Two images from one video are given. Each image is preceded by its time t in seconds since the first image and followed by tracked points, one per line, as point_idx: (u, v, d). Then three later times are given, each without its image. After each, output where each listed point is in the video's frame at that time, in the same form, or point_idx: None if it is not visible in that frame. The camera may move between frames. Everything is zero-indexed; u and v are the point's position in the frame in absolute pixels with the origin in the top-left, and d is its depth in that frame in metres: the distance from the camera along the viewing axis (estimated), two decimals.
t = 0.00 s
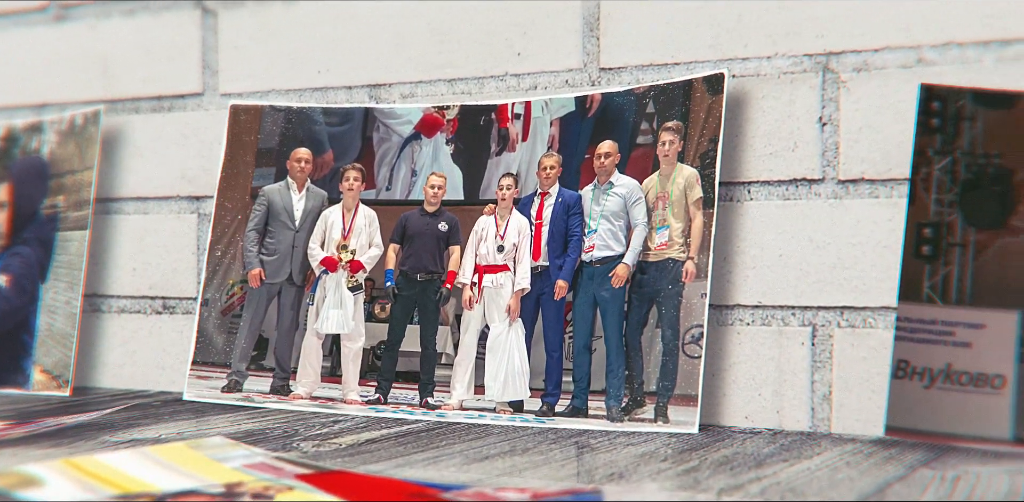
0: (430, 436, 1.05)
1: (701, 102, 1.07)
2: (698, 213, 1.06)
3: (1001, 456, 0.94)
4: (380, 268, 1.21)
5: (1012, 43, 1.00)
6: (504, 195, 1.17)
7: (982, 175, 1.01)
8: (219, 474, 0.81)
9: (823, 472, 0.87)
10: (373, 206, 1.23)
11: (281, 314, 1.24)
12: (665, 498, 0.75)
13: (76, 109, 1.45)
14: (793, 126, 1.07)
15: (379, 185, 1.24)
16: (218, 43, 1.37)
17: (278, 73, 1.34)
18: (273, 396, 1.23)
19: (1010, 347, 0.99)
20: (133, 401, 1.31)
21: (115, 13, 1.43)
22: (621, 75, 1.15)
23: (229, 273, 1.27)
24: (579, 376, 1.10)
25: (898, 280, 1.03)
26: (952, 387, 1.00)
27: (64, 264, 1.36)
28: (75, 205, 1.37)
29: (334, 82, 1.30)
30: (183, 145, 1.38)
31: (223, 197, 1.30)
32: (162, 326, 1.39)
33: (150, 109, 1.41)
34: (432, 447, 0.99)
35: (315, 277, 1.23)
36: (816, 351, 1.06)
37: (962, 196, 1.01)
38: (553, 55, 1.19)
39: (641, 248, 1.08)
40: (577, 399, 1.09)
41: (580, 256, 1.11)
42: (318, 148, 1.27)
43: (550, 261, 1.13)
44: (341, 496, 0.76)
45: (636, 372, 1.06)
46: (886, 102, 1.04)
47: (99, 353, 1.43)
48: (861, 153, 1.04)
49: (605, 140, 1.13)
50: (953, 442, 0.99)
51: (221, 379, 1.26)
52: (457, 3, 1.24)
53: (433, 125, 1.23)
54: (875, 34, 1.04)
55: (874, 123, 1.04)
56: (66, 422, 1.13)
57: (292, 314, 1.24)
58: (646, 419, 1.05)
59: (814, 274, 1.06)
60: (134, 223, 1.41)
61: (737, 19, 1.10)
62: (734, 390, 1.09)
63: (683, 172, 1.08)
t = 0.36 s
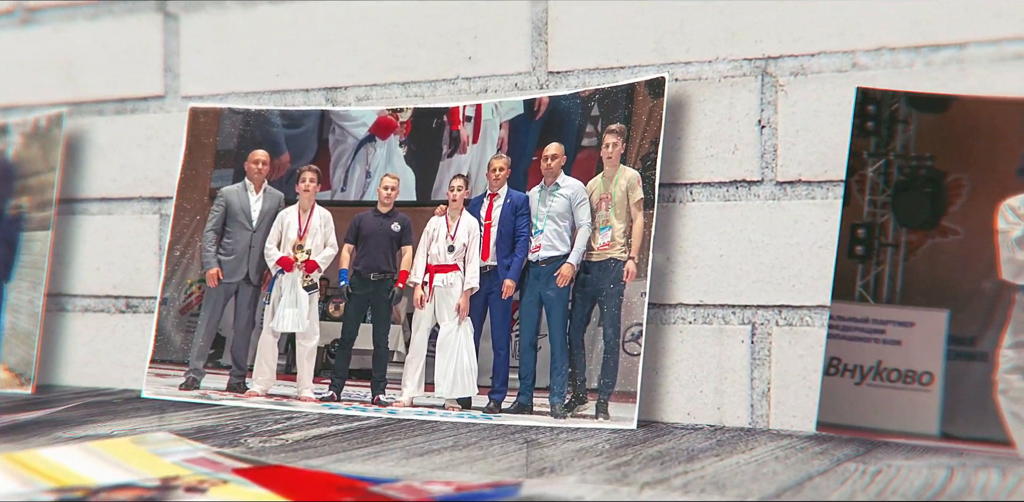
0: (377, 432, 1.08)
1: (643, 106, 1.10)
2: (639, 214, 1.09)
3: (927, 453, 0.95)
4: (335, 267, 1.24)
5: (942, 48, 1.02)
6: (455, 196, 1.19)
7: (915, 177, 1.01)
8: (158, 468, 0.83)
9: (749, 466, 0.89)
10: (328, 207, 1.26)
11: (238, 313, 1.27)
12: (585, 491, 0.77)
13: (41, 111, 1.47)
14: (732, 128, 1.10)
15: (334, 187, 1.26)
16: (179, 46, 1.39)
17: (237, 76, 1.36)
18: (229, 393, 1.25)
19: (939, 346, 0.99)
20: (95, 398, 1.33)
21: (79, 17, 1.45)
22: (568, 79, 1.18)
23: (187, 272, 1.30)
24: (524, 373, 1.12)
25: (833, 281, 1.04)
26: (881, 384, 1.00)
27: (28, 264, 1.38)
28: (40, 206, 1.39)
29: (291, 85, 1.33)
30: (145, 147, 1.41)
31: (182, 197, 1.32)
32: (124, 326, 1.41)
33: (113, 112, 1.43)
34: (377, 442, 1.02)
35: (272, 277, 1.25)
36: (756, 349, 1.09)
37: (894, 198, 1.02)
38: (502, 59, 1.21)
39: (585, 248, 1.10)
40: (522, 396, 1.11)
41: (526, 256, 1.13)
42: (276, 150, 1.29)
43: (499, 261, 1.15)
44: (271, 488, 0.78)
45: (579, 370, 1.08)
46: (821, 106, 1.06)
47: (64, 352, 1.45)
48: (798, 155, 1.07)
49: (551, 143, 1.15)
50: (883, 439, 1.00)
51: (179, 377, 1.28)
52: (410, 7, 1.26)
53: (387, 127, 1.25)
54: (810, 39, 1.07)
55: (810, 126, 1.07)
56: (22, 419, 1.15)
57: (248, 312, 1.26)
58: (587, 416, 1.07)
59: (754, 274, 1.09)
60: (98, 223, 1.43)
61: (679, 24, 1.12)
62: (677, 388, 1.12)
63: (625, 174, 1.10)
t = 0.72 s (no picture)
0: (326, 429, 1.10)
1: (587, 109, 1.13)
2: (583, 214, 1.11)
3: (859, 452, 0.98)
4: (291, 267, 1.26)
5: (875, 53, 1.05)
6: (408, 197, 1.22)
7: (850, 178, 1.03)
8: (100, 462, 0.86)
9: (679, 460, 0.92)
10: (285, 208, 1.28)
11: (196, 312, 1.29)
12: (510, 484, 0.80)
13: (8, 113, 1.50)
14: (675, 131, 1.12)
15: (291, 188, 1.29)
16: (141, 49, 1.42)
17: (198, 79, 1.38)
18: (187, 390, 1.28)
19: (872, 345, 1.01)
20: (56, 396, 1.35)
21: (43, 20, 1.47)
22: (517, 83, 1.20)
23: (147, 272, 1.32)
24: (472, 370, 1.14)
25: (769, 280, 1.07)
26: (814, 381, 1.02)
27: None
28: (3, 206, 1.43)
29: (250, 88, 1.35)
30: (109, 149, 1.43)
31: (143, 199, 1.35)
32: (88, 324, 1.43)
33: (77, 114, 1.46)
34: (323, 438, 1.04)
35: (230, 277, 1.28)
36: (697, 346, 1.11)
37: (830, 199, 1.04)
38: (454, 63, 1.24)
39: (530, 248, 1.12)
40: (470, 393, 1.14)
41: (475, 256, 1.15)
42: (234, 151, 1.32)
43: (448, 261, 1.17)
44: (205, 480, 0.81)
45: (524, 367, 1.11)
46: (760, 109, 1.09)
47: (29, 350, 1.47)
48: (738, 157, 1.09)
49: (500, 145, 1.17)
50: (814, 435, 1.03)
51: (138, 374, 1.31)
52: (365, 12, 1.29)
53: (342, 129, 1.28)
54: (749, 44, 1.09)
55: (749, 129, 1.09)
56: None
57: (206, 311, 1.28)
58: (532, 413, 1.10)
59: (695, 273, 1.11)
60: (62, 224, 1.46)
61: (624, 29, 1.15)
62: (622, 385, 1.14)
63: (569, 176, 1.13)
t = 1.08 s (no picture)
0: (277, 425, 1.13)
1: (534, 111, 1.16)
2: (529, 216, 1.14)
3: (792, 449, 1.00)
4: (248, 267, 1.28)
5: (812, 57, 1.07)
6: (362, 198, 1.23)
7: (789, 180, 1.05)
8: (45, 457, 0.89)
9: (613, 455, 0.94)
10: (243, 209, 1.30)
11: (156, 311, 1.31)
12: (440, 478, 0.82)
13: None
14: (621, 134, 1.15)
15: (249, 189, 1.31)
16: (106, 53, 1.44)
17: (161, 82, 1.41)
18: (146, 388, 1.30)
19: (807, 343, 1.03)
20: (20, 393, 1.37)
21: (10, 24, 1.50)
22: (468, 86, 1.22)
23: (108, 272, 1.35)
24: (422, 368, 1.16)
25: (710, 279, 1.09)
26: (749, 377, 1.05)
27: None
28: None
29: (211, 90, 1.37)
30: (74, 150, 1.45)
31: (104, 200, 1.37)
32: (53, 323, 1.45)
33: (43, 116, 1.48)
34: (272, 434, 1.07)
35: (188, 276, 1.30)
36: (641, 345, 1.13)
37: (769, 200, 1.06)
38: (407, 67, 1.26)
39: (478, 248, 1.15)
40: (420, 390, 1.16)
41: (426, 256, 1.17)
42: (194, 153, 1.34)
43: (400, 261, 1.19)
44: (144, 473, 0.83)
45: (472, 365, 1.13)
46: (702, 112, 1.11)
47: None
48: (680, 159, 1.12)
49: (451, 147, 1.19)
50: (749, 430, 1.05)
51: (99, 372, 1.33)
52: (322, 16, 1.31)
53: (299, 131, 1.30)
54: (691, 49, 1.12)
55: (691, 132, 1.12)
56: None
57: (166, 310, 1.30)
58: (478, 409, 1.13)
59: (639, 273, 1.13)
60: (29, 224, 1.48)
61: (571, 33, 1.17)
62: (570, 383, 1.16)
63: (516, 177, 1.15)
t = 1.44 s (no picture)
0: (230, 422, 1.15)
1: (483, 114, 1.18)
2: (477, 217, 1.16)
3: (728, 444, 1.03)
4: (207, 266, 1.30)
5: (752, 61, 1.10)
6: (318, 199, 1.26)
7: (731, 182, 1.07)
8: None
9: (551, 450, 0.97)
10: (203, 209, 1.32)
11: (117, 310, 1.33)
12: (374, 473, 0.84)
13: None
14: (568, 136, 1.17)
15: (208, 190, 1.33)
16: (70, 56, 1.46)
17: (124, 85, 1.43)
18: (107, 386, 1.32)
19: (746, 340, 1.06)
20: None
21: None
22: (421, 89, 1.25)
23: (70, 271, 1.37)
24: (374, 366, 1.18)
25: (652, 278, 1.12)
26: (690, 374, 1.07)
27: None
28: None
29: (172, 93, 1.40)
30: (39, 152, 1.47)
31: (67, 201, 1.39)
32: (18, 322, 1.46)
33: (9, 118, 1.50)
34: (222, 430, 1.09)
35: (149, 276, 1.32)
36: (588, 342, 1.16)
37: (712, 201, 1.08)
38: (362, 70, 1.28)
39: (428, 248, 1.16)
40: (371, 387, 1.18)
41: (378, 256, 1.19)
42: (155, 155, 1.36)
43: (354, 260, 1.21)
44: (86, 467, 0.85)
45: (421, 362, 1.15)
46: (646, 115, 1.14)
47: None
48: (625, 161, 1.14)
49: (404, 149, 1.21)
50: (687, 425, 1.08)
51: (61, 370, 1.35)
52: (280, 20, 1.34)
53: (258, 133, 1.33)
54: (635, 53, 1.14)
55: (635, 134, 1.14)
56: None
57: (127, 309, 1.32)
58: (427, 406, 1.15)
59: (585, 272, 1.16)
60: None
61: (520, 37, 1.19)
62: (519, 380, 1.19)
63: (466, 179, 1.17)
